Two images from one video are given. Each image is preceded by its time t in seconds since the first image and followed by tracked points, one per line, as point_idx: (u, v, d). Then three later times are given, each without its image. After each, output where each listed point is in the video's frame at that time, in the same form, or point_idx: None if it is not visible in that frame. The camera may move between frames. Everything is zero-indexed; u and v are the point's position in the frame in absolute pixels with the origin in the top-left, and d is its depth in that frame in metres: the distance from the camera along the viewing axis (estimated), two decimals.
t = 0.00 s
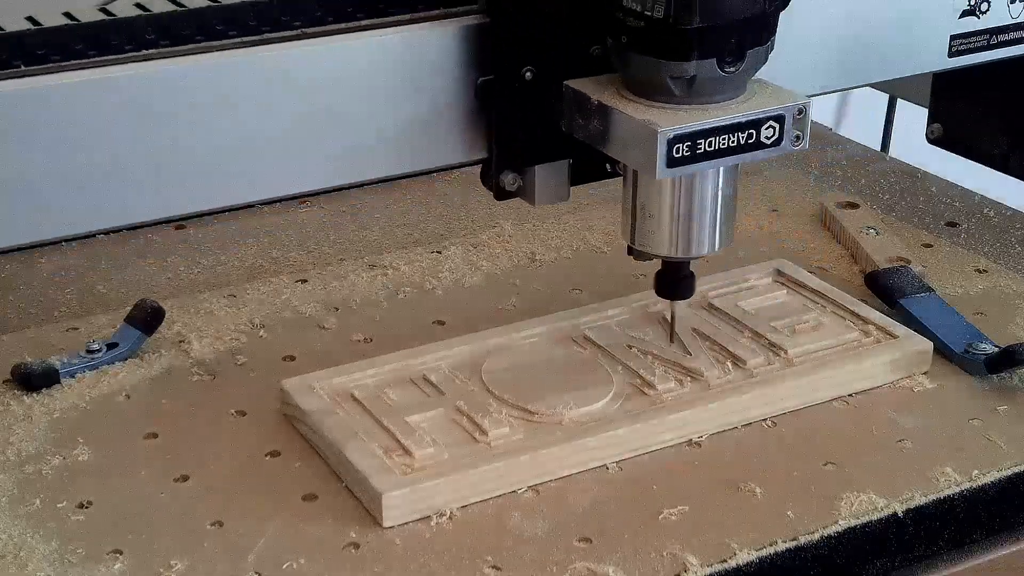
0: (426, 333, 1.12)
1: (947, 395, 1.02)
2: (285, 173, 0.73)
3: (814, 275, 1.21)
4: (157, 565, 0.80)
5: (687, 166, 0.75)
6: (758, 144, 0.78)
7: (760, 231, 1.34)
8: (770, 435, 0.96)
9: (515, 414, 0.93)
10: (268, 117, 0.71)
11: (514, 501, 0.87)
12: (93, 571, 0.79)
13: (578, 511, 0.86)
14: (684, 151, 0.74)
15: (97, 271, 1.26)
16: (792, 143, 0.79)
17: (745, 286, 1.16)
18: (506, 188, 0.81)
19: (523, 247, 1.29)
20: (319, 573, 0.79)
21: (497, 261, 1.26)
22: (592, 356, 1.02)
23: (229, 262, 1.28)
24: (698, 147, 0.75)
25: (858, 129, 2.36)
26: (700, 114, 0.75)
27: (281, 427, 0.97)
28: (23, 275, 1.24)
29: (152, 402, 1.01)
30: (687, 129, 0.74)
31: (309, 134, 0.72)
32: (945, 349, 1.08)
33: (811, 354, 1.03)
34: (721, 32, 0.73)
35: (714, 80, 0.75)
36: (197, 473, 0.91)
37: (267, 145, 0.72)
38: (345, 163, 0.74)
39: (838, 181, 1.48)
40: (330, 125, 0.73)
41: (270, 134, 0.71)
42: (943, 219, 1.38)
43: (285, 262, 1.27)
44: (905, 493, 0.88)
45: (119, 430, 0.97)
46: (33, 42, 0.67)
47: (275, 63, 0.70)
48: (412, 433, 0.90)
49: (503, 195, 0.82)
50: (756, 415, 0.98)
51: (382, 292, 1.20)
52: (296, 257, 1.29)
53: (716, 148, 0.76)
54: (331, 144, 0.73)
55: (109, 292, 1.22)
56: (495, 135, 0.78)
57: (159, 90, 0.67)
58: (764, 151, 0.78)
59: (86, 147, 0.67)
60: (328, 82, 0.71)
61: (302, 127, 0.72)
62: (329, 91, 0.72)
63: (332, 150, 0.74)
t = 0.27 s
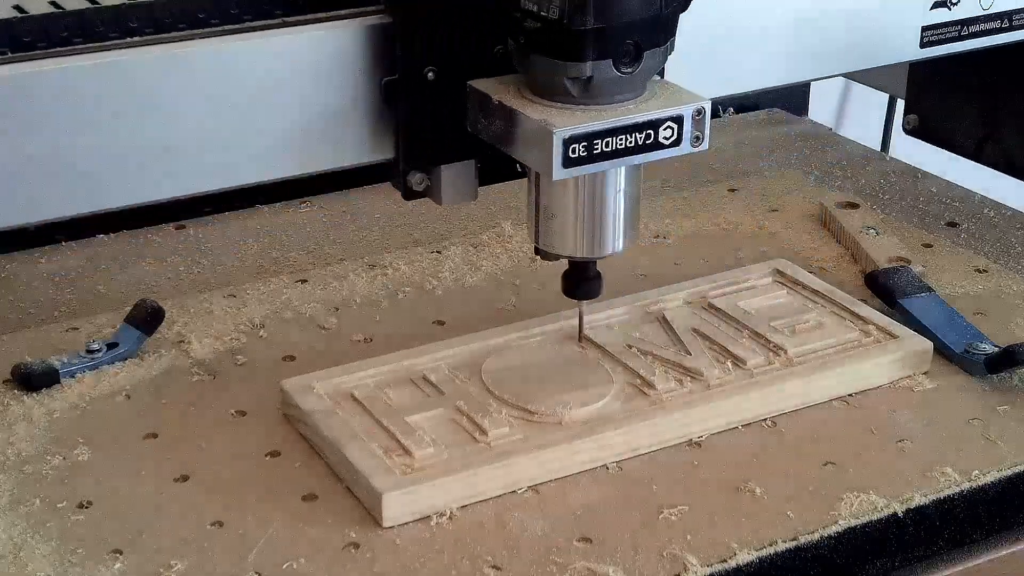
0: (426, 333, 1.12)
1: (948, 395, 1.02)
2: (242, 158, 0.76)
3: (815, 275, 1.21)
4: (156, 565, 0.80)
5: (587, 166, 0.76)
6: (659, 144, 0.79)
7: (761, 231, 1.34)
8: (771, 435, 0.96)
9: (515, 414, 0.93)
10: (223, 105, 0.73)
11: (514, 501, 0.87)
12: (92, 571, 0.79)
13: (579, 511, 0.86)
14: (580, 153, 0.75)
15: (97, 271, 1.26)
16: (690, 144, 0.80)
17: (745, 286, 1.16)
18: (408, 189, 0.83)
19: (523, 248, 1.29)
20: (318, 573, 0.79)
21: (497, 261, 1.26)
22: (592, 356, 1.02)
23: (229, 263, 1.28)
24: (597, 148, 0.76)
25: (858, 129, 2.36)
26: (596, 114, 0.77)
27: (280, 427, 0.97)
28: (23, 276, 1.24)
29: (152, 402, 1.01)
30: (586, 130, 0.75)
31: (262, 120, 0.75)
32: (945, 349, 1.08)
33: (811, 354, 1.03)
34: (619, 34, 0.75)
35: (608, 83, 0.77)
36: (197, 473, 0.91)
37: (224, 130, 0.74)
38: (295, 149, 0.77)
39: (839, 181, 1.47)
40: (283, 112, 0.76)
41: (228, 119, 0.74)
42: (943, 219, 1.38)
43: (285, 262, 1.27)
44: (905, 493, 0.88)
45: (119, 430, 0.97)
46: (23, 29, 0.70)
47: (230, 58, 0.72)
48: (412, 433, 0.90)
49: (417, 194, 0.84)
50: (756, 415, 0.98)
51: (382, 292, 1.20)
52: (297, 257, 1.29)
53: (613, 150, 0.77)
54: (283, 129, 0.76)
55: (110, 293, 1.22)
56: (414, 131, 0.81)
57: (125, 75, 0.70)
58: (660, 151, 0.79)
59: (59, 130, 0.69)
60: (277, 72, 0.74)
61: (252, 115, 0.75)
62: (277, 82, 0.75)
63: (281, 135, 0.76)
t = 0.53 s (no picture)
0: (426, 333, 1.12)
1: (947, 395, 1.02)
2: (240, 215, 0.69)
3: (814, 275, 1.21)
4: (157, 565, 0.80)
5: (645, 185, 0.70)
6: (695, 167, 0.71)
7: (761, 231, 1.34)
8: (770, 435, 0.96)
9: (515, 414, 0.93)
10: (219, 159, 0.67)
11: (513, 501, 0.87)
12: (92, 571, 0.79)
13: (578, 510, 0.86)
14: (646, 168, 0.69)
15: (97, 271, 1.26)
16: (759, 161, 0.73)
17: (745, 286, 1.16)
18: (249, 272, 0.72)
19: (523, 248, 1.29)
20: (318, 573, 0.79)
21: (498, 261, 1.26)
22: (592, 356, 1.02)
23: (229, 262, 1.28)
24: (656, 166, 0.69)
25: (858, 128, 2.37)
26: (656, 130, 0.70)
27: (281, 427, 0.97)
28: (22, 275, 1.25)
29: (152, 402, 1.01)
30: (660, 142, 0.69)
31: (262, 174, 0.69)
32: (945, 349, 1.08)
33: (811, 353, 1.03)
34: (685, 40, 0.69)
35: (674, 94, 0.70)
36: (197, 473, 0.91)
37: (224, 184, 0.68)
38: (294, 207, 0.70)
39: (839, 181, 1.48)
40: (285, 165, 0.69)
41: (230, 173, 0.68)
42: (943, 219, 1.38)
43: (285, 262, 1.28)
44: (905, 493, 0.88)
45: (119, 430, 0.97)
46: (61, 67, 0.64)
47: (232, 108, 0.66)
48: (412, 433, 0.90)
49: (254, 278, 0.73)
50: (756, 414, 0.98)
51: (382, 292, 1.20)
52: (297, 257, 1.29)
53: (674, 166, 0.70)
54: (322, 177, 0.71)
55: (110, 292, 1.22)
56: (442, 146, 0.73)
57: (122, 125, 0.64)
58: (722, 170, 0.72)
59: (41, 188, 0.63)
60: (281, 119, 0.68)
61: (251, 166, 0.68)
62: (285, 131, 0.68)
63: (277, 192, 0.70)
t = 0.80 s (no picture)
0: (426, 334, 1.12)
1: (947, 395, 1.02)
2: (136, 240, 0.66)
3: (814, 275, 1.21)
4: (156, 565, 0.80)
5: (449, 257, 0.63)
6: (494, 242, 0.64)
7: (760, 231, 1.34)
8: (771, 435, 0.96)
9: (515, 414, 0.93)
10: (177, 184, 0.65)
11: (513, 501, 0.87)
12: (92, 571, 0.79)
13: (578, 510, 0.86)
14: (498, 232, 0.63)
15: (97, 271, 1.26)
16: (523, 242, 0.65)
17: (745, 286, 1.16)
18: (213, 289, 0.70)
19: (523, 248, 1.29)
20: (318, 573, 0.79)
21: (497, 261, 1.26)
22: (592, 356, 1.02)
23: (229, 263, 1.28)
24: (468, 236, 0.63)
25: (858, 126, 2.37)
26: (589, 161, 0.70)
27: (280, 427, 0.97)
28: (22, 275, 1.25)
29: (152, 402, 1.01)
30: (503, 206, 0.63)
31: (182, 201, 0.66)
32: (945, 349, 1.08)
33: (811, 353, 1.03)
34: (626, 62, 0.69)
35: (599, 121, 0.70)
36: (197, 473, 0.91)
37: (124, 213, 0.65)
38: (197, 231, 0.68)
39: (839, 181, 1.48)
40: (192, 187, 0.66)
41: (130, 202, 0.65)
42: (943, 219, 1.38)
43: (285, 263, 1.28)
44: (905, 493, 0.88)
45: (119, 430, 0.97)
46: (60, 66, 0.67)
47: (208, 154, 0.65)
48: (412, 433, 0.90)
49: (216, 299, 0.71)
50: (756, 414, 0.98)
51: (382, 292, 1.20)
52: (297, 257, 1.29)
53: (485, 239, 0.63)
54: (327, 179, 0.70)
55: (110, 292, 1.22)
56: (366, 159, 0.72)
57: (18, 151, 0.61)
58: (488, 251, 0.64)
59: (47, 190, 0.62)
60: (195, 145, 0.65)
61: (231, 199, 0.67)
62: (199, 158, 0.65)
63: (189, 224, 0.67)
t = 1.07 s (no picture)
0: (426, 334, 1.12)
1: (947, 395, 1.02)
2: (193, 212, 0.72)
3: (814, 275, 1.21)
4: (156, 565, 0.80)
5: (508, 230, 0.68)
6: (552, 216, 0.68)
7: (760, 232, 1.34)
8: (771, 435, 0.96)
9: (515, 414, 0.93)
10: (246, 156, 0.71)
11: (513, 501, 0.87)
12: (92, 571, 0.79)
13: (578, 511, 0.86)
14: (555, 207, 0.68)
15: (97, 271, 1.26)
16: (579, 216, 0.69)
17: (745, 286, 1.16)
18: (280, 259, 0.75)
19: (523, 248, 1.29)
20: (318, 573, 0.79)
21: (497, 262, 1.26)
22: (592, 356, 1.02)
23: (230, 263, 1.28)
24: (527, 210, 0.67)
25: (858, 126, 2.37)
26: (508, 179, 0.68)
27: (280, 427, 0.97)
28: (23, 275, 1.25)
29: (152, 402, 1.01)
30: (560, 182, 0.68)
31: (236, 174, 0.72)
32: (945, 349, 1.08)
33: (811, 353, 1.03)
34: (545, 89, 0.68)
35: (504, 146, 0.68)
36: (197, 473, 0.91)
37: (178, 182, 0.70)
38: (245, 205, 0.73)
39: (839, 182, 1.48)
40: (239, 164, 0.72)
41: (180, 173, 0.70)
42: (943, 219, 1.38)
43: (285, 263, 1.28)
44: (906, 493, 0.88)
45: (119, 430, 0.97)
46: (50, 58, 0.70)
47: (278, 133, 0.71)
48: (412, 433, 0.90)
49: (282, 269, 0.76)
50: (756, 414, 0.98)
51: (382, 292, 1.20)
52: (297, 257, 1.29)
53: (543, 213, 0.68)
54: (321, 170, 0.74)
55: (110, 292, 1.22)
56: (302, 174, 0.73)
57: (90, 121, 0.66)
58: (547, 225, 0.69)
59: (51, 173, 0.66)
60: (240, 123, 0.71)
61: (296, 173, 0.72)
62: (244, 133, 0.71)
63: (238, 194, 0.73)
